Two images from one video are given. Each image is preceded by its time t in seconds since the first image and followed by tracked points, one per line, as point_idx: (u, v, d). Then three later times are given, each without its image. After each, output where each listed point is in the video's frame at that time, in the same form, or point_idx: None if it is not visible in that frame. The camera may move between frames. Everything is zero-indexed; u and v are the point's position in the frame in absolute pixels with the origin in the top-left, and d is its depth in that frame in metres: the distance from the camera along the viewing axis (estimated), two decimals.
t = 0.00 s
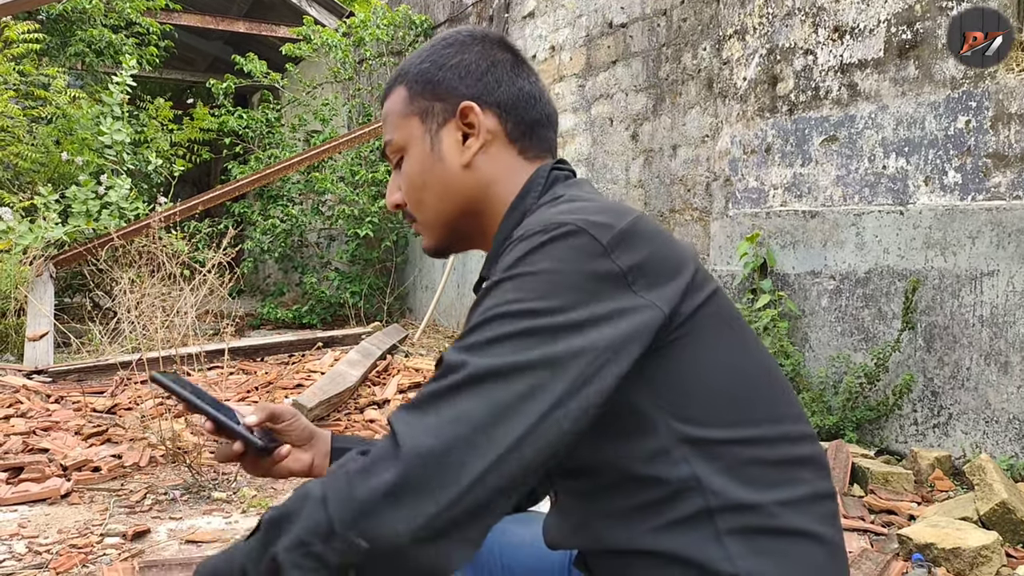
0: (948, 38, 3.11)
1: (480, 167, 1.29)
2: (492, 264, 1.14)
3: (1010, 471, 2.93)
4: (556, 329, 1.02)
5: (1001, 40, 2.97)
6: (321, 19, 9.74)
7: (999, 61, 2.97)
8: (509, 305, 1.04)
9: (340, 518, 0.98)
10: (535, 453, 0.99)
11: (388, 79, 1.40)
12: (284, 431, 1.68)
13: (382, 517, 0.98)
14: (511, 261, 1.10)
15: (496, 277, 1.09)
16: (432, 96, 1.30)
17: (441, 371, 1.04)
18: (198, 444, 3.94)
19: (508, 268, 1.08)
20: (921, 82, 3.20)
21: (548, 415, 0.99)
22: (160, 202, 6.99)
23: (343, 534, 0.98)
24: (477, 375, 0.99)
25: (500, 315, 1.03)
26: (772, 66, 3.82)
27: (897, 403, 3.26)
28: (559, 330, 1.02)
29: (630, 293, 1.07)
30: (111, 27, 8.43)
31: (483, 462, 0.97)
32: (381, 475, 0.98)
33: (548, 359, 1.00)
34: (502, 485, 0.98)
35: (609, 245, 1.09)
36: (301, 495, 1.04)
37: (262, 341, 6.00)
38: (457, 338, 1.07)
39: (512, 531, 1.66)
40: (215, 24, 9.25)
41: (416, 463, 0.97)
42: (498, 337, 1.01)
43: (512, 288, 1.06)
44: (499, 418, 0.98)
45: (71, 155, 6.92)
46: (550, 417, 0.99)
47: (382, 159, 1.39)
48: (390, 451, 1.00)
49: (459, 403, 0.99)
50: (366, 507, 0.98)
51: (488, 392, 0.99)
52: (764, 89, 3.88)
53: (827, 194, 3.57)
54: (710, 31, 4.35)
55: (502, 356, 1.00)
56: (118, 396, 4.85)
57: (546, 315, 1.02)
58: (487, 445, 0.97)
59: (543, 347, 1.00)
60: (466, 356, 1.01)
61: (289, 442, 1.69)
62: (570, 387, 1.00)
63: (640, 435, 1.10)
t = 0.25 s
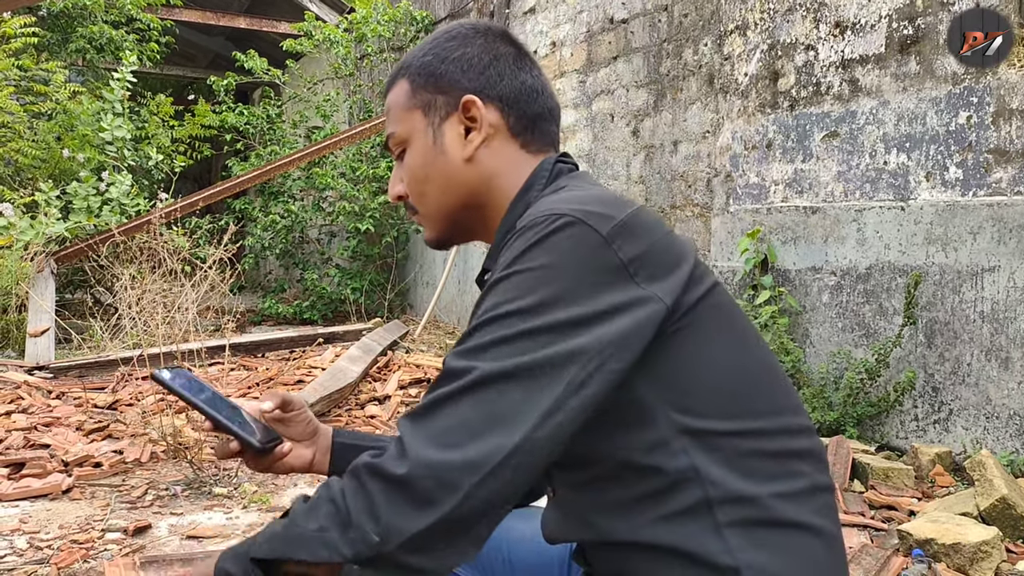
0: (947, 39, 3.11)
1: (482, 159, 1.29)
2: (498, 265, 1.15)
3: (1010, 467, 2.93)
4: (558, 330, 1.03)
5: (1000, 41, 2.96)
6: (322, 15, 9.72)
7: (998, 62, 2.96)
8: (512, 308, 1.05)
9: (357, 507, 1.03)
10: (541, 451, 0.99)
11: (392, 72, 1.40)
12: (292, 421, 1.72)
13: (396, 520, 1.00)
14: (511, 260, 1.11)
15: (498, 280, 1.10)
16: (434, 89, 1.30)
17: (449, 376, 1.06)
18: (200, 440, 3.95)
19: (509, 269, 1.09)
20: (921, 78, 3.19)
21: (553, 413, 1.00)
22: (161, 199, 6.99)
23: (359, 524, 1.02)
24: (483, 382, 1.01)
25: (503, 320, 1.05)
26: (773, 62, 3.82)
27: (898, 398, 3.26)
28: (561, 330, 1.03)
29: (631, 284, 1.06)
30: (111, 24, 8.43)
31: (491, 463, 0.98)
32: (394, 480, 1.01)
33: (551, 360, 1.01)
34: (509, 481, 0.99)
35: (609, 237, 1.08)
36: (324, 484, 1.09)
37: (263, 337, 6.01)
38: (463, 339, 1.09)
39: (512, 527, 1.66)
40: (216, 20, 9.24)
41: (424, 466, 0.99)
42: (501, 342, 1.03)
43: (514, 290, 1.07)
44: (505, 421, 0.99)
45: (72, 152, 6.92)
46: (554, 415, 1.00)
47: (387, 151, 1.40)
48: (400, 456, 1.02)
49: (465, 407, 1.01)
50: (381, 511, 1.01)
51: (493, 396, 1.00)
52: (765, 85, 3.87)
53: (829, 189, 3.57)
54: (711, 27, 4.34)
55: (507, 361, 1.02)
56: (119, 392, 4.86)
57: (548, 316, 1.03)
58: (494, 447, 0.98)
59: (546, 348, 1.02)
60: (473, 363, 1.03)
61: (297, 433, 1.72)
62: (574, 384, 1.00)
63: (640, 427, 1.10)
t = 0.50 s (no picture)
0: (947, 38, 3.11)
1: (482, 161, 1.29)
2: (495, 273, 1.14)
3: (1011, 466, 2.93)
4: (564, 339, 1.02)
5: (1000, 41, 2.96)
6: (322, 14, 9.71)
7: (998, 62, 2.96)
8: (513, 317, 1.04)
9: (365, 521, 1.02)
10: (550, 459, 0.99)
11: (392, 73, 1.40)
12: (294, 434, 1.69)
13: (408, 537, 0.99)
14: (508, 267, 1.10)
15: (497, 290, 1.09)
16: (435, 90, 1.30)
17: (452, 390, 1.04)
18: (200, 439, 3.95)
19: (509, 278, 1.08)
20: (922, 77, 3.19)
21: (562, 422, 0.99)
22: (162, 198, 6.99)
23: (369, 539, 1.01)
24: (489, 393, 0.99)
25: (506, 331, 1.04)
26: (773, 61, 3.82)
27: (898, 397, 3.25)
28: (566, 339, 1.02)
29: (631, 288, 1.07)
30: (112, 23, 8.43)
31: (502, 476, 0.97)
32: (404, 497, 0.99)
33: (557, 369, 1.00)
34: (519, 492, 0.98)
35: (607, 241, 1.08)
36: (327, 493, 1.08)
37: (264, 336, 6.01)
38: (462, 351, 1.08)
39: (513, 527, 1.66)
40: (216, 19, 9.23)
41: (434, 482, 0.98)
42: (505, 353, 1.02)
43: (514, 300, 1.06)
44: (514, 431, 0.98)
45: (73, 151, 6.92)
46: (563, 424, 0.99)
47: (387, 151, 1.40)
48: (407, 472, 1.01)
49: (473, 420, 1.00)
50: (392, 528, 1.00)
51: (500, 407, 0.99)
52: (766, 84, 3.86)
53: (829, 188, 3.56)
54: (711, 26, 4.33)
55: (512, 371, 1.01)
56: (119, 391, 4.86)
57: (551, 324, 1.03)
58: (505, 459, 0.97)
59: (551, 357, 1.01)
60: (476, 375, 1.02)
61: (299, 447, 1.69)
62: (582, 393, 1.00)
63: (640, 429, 1.10)
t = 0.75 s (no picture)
0: (948, 38, 3.11)
1: (485, 162, 1.29)
2: (496, 274, 1.14)
3: (1012, 467, 2.92)
4: (566, 340, 1.02)
5: (1001, 40, 2.96)
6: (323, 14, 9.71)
7: (999, 62, 2.95)
8: (515, 317, 1.04)
9: (366, 521, 1.02)
10: (553, 459, 0.99)
11: (394, 73, 1.40)
12: (296, 439, 1.70)
13: (410, 536, 0.99)
14: (510, 268, 1.10)
15: (499, 291, 1.09)
16: (437, 91, 1.30)
17: (453, 390, 1.04)
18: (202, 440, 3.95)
19: (510, 279, 1.08)
20: (923, 77, 3.19)
21: (564, 422, 0.99)
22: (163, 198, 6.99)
23: (370, 539, 1.01)
24: (491, 394, 0.99)
25: (508, 332, 1.04)
26: (774, 61, 3.82)
27: (899, 397, 3.25)
28: (568, 340, 1.02)
29: (633, 289, 1.07)
30: (113, 23, 8.44)
31: (503, 476, 0.97)
32: (405, 496, 1.00)
33: (559, 369, 1.00)
34: (520, 493, 0.98)
35: (609, 243, 1.08)
36: (327, 495, 1.08)
37: (265, 336, 6.01)
38: (464, 351, 1.08)
39: (516, 527, 1.66)
40: (217, 19, 9.24)
41: (436, 482, 0.98)
42: (507, 354, 1.02)
43: (516, 301, 1.06)
44: (515, 432, 0.99)
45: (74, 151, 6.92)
46: (565, 424, 0.99)
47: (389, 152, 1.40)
48: (409, 473, 1.01)
49: (474, 420, 1.00)
50: (394, 528, 1.00)
51: (502, 408, 0.99)
52: (767, 84, 3.87)
53: (830, 189, 3.56)
54: (712, 26, 4.33)
55: (514, 372, 1.01)
56: (120, 391, 4.86)
57: (553, 325, 1.03)
58: (507, 460, 0.98)
59: (553, 358, 1.01)
60: (477, 375, 1.02)
61: (301, 453, 1.70)
62: (584, 393, 1.00)
63: (643, 429, 1.10)
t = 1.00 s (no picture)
0: (948, 39, 3.11)
1: (486, 165, 1.29)
2: (497, 275, 1.14)
3: (1013, 467, 2.92)
4: (565, 340, 1.03)
5: (1000, 41, 2.96)
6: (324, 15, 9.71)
7: (998, 62, 2.96)
8: (515, 318, 1.05)
9: (367, 521, 1.02)
10: (552, 459, 0.99)
11: (396, 75, 1.40)
12: (298, 439, 1.71)
13: (409, 535, 1.00)
14: (511, 269, 1.10)
15: (499, 291, 1.09)
16: (438, 93, 1.30)
17: (453, 390, 1.05)
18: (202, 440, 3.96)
19: (510, 280, 1.09)
20: (924, 78, 3.19)
21: (564, 422, 0.99)
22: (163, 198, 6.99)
23: (370, 539, 1.01)
24: (491, 394, 1.00)
25: (508, 332, 1.05)
26: (775, 61, 3.82)
27: (900, 398, 3.25)
28: (568, 340, 1.03)
29: (633, 290, 1.07)
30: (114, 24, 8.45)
31: (502, 476, 0.97)
32: (405, 496, 1.00)
33: (559, 369, 1.00)
34: (519, 493, 0.98)
35: (608, 243, 1.08)
36: (328, 495, 1.08)
37: (265, 337, 6.01)
38: (464, 351, 1.08)
39: (517, 528, 1.66)
40: (218, 19, 9.24)
41: (435, 481, 0.98)
42: (507, 354, 1.02)
43: (516, 301, 1.06)
44: (516, 431, 0.99)
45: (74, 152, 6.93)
46: (565, 424, 0.99)
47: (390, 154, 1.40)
48: (409, 472, 1.01)
49: (474, 420, 1.00)
50: (394, 527, 1.00)
51: (501, 409, 1.00)
52: (767, 84, 3.87)
53: (830, 189, 3.56)
54: (712, 26, 4.32)
55: (514, 372, 1.01)
56: (121, 392, 4.87)
57: (553, 325, 1.03)
58: (506, 459, 0.98)
59: (553, 358, 1.01)
60: (477, 375, 1.02)
61: (302, 453, 1.71)
62: (584, 393, 1.00)
63: (643, 430, 1.10)
